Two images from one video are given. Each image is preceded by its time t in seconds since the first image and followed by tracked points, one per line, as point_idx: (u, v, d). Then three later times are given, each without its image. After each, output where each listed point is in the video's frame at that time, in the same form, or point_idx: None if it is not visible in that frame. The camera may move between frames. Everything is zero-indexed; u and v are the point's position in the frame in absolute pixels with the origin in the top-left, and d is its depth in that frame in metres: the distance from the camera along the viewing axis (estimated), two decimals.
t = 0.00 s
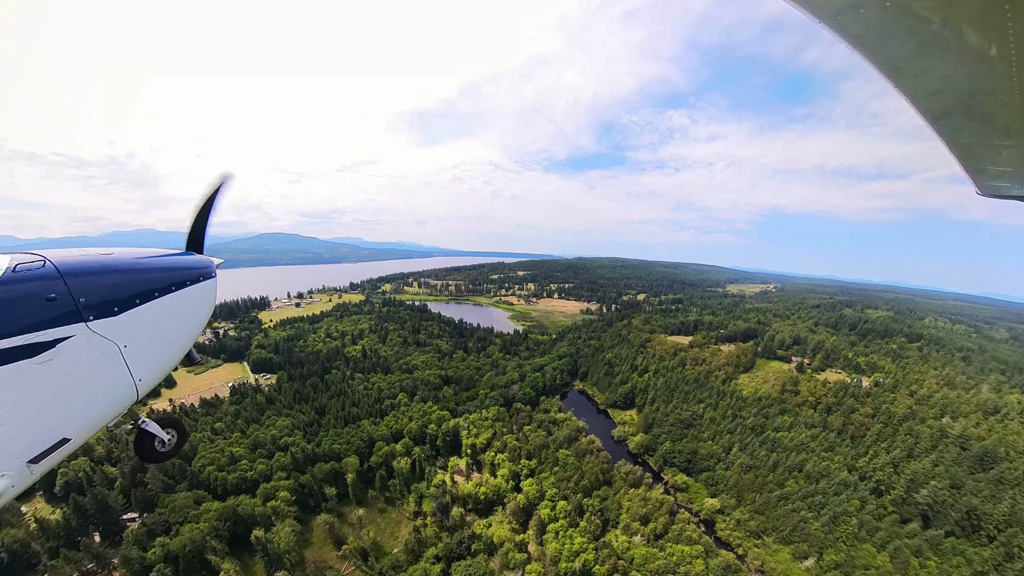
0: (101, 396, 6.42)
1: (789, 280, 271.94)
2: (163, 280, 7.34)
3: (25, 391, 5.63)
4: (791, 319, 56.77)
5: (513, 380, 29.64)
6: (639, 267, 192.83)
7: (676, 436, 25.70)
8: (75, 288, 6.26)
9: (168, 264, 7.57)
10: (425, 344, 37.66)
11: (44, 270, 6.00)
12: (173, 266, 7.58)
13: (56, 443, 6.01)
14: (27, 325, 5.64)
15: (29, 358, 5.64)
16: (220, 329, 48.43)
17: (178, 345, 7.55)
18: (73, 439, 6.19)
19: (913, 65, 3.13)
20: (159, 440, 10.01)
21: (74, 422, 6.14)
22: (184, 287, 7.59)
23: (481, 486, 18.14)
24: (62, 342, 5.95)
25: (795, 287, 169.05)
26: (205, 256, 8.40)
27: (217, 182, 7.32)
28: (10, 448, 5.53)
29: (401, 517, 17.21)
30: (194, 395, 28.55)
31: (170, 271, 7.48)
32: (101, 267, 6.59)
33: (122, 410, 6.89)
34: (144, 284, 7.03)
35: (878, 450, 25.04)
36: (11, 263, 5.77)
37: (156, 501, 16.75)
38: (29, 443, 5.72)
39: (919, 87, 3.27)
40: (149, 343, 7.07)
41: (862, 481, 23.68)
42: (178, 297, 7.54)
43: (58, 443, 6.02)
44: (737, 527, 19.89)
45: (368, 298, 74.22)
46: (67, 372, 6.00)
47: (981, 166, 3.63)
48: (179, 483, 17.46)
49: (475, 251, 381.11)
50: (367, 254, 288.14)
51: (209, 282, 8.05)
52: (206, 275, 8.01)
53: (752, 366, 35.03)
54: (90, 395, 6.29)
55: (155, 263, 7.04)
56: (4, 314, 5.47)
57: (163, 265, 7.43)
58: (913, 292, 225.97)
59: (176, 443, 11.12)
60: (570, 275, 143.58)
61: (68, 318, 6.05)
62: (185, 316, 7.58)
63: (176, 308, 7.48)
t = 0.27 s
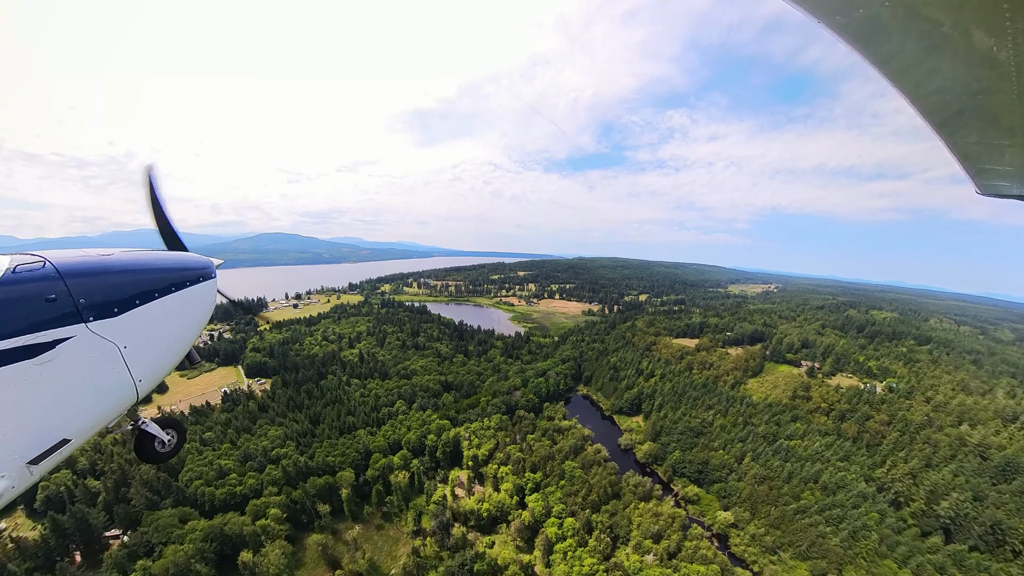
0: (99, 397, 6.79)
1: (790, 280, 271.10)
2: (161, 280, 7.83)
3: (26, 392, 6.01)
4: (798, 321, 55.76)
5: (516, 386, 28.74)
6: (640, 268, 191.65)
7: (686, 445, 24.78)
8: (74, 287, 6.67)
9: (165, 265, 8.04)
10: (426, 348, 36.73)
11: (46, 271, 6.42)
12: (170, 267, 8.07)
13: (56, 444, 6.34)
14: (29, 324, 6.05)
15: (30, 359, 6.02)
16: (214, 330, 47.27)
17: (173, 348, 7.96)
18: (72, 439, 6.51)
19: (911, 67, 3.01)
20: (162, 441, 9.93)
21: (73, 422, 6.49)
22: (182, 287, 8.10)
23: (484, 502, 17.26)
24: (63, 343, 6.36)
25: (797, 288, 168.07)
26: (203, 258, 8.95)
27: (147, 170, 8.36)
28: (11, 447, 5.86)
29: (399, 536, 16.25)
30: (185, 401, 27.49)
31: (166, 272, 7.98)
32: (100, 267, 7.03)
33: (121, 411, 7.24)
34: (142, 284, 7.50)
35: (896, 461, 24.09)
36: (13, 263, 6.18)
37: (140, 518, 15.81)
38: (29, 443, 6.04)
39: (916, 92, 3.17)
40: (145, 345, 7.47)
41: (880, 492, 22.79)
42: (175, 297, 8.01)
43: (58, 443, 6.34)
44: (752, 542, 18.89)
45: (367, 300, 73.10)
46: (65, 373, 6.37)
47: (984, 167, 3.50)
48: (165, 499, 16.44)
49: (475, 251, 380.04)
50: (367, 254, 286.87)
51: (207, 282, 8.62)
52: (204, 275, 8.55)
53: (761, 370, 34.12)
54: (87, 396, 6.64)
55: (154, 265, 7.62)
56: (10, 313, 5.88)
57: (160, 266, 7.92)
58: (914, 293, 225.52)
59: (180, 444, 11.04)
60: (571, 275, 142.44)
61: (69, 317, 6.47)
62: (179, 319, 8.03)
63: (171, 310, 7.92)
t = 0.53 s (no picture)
0: (99, 402, 6.52)
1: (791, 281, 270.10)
2: (161, 283, 7.51)
3: (25, 398, 5.76)
4: (804, 323, 54.74)
5: (518, 392, 27.81)
6: (641, 268, 190.46)
7: (696, 454, 23.85)
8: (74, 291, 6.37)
9: (167, 267, 7.74)
10: (425, 352, 35.78)
11: (43, 275, 6.12)
12: (172, 269, 7.75)
13: (56, 449, 6.13)
14: (27, 330, 5.77)
15: (29, 364, 5.77)
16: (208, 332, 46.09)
17: (176, 350, 7.70)
18: (72, 445, 6.30)
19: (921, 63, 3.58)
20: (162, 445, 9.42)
21: (75, 426, 6.29)
22: (182, 290, 7.76)
23: (487, 519, 16.29)
24: (63, 347, 6.10)
25: (799, 289, 166.97)
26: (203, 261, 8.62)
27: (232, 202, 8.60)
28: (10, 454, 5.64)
29: (397, 556, 15.29)
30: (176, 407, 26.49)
31: (166, 275, 7.65)
32: (99, 270, 6.72)
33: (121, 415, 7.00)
34: (143, 287, 7.18)
35: (915, 471, 23.14)
36: (10, 267, 5.91)
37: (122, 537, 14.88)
38: (30, 449, 5.84)
39: (923, 89, 3.78)
40: (146, 348, 7.19)
41: (898, 504, 21.82)
42: (177, 300, 7.70)
43: (58, 448, 6.14)
44: (768, 559, 17.84)
45: (365, 301, 71.99)
46: (66, 378, 6.12)
47: (979, 155, 4.20)
48: (149, 517, 15.50)
49: (474, 252, 378.87)
50: (366, 254, 285.29)
51: (208, 285, 8.28)
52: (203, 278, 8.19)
53: (770, 374, 33.19)
54: (89, 401, 6.41)
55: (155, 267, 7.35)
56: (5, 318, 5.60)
57: (159, 269, 7.60)
58: (916, 293, 224.75)
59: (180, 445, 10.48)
60: (571, 275, 141.36)
61: (68, 321, 6.18)
62: (182, 321, 7.77)
63: (173, 312, 7.63)
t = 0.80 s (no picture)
0: (93, 401, 5.85)
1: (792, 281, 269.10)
2: (154, 282, 6.77)
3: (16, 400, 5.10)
4: (810, 325, 53.83)
5: (522, 399, 26.92)
6: (642, 269, 189.44)
7: (707, 465, 22.96)
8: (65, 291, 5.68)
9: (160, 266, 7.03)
10: (425, 356, 34.83)
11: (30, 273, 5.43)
12: (166, 267, 7.05)
13: (48, 452, 5.47)
14: (17, 330, 5.08)
15: (21, 364, 5.12)
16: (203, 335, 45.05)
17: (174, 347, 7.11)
18: (65, 445, 5.62)
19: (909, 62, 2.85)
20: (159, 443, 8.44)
21: (70, 428, 5.66)
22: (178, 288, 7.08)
23: (491, 539, 15.38)
24: (58, 347, 5.45)
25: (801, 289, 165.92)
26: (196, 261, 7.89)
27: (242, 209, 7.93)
28: None
29: None
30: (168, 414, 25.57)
31: (159, 274, 6.90)
32: (90, 268, 6.04)
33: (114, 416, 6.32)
34: (137, 285, 6.49)
35: (937, 481, 22.13)
36: None
37: (102, 560, 13.99)
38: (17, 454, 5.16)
39: (910, 90, 3.04)
40: (144, 345, 6.54)
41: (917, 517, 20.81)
42: (173, 298, 7.03)
43: (51, 450, 5.49)
44: None
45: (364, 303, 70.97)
46: (63, 377, 5.50)
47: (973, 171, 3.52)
48: (131, 537, 14.62)
49: (474, 252, 378.03)
50: (365, 254, 284.22)
51: (204, 284, 7.63)
52: (196, 277, 7.47)
53: (780, 379, 32.29)
54: (85, 401, 5.77)
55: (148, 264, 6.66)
56: None
57: (154, 266, 6.90)
58: (917, 292, 224.09)
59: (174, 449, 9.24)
60: (572, 275, 140.40)
61: (60, 321, 5.49)
62: (180, 319, 7.15)
63: (171, 310, 6.98)
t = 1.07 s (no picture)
0: (83, 397, 5.20)
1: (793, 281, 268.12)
2: (148, 278, 5.96)
3: None
4: (817, 327, 52.85)
5: (524, 407, 26.00)
6: (643, 269, 188.48)
7: (717, 476, 22.08)
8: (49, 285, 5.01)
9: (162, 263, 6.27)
10: (424, 361, 33.87)
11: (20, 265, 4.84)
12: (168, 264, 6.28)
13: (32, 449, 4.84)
14: None
15: None
16: (199, 337, 44.09)
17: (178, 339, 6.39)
18: (53, 441, 5.00)
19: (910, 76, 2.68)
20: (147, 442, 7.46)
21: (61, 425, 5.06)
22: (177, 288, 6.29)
23: (494, 561, 14.44)
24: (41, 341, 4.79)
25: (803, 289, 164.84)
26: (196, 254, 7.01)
27: (189, 167, 6.28)
28: None
29: None
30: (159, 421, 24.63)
31: (155, 269, 6.07)
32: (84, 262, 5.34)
33: (109, 411, 5.69)
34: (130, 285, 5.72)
35: (960, 490, 20.99)
36: None
37: None
38: None
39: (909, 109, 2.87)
40: (142, 339, 5.83)
41: (938, 531, 19.70)
42: (171, 297, 6.23)
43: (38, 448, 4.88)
44: None
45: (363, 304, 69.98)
46: (48, 372, 4.85)
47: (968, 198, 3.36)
48: (110, 560, 13.66)
49: (474, 252, 376.85)
50: (365, 254, 283.08)
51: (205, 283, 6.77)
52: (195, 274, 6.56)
53: (790, 385, 31.41)
54: (75, 396, 5.14)
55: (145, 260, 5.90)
56: None
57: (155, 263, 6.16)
58: (920, 292, 222.87)
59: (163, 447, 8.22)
60: (573, 276, 139.42)
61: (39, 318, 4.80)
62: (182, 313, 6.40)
63: (172, 303, 6.21)
